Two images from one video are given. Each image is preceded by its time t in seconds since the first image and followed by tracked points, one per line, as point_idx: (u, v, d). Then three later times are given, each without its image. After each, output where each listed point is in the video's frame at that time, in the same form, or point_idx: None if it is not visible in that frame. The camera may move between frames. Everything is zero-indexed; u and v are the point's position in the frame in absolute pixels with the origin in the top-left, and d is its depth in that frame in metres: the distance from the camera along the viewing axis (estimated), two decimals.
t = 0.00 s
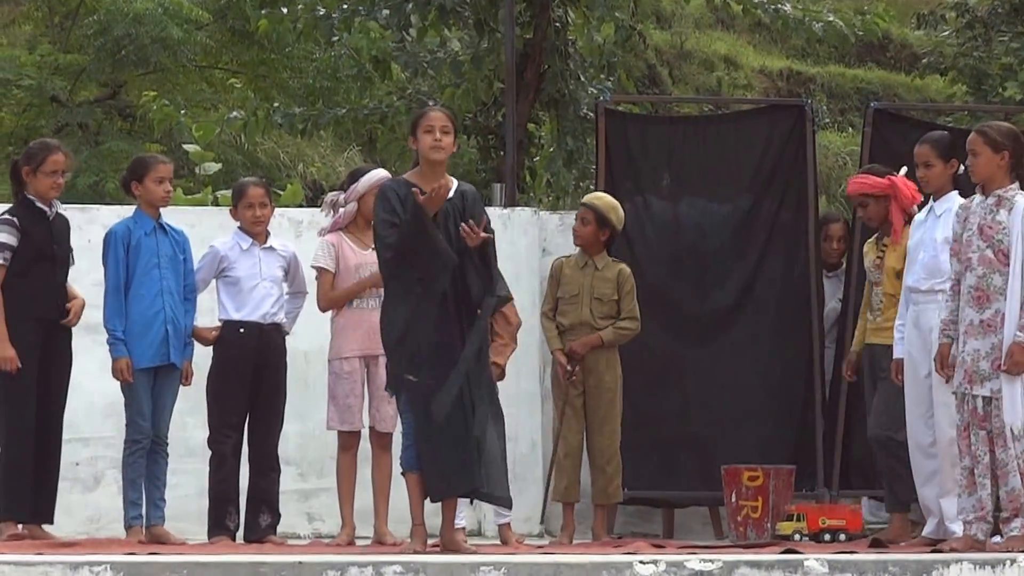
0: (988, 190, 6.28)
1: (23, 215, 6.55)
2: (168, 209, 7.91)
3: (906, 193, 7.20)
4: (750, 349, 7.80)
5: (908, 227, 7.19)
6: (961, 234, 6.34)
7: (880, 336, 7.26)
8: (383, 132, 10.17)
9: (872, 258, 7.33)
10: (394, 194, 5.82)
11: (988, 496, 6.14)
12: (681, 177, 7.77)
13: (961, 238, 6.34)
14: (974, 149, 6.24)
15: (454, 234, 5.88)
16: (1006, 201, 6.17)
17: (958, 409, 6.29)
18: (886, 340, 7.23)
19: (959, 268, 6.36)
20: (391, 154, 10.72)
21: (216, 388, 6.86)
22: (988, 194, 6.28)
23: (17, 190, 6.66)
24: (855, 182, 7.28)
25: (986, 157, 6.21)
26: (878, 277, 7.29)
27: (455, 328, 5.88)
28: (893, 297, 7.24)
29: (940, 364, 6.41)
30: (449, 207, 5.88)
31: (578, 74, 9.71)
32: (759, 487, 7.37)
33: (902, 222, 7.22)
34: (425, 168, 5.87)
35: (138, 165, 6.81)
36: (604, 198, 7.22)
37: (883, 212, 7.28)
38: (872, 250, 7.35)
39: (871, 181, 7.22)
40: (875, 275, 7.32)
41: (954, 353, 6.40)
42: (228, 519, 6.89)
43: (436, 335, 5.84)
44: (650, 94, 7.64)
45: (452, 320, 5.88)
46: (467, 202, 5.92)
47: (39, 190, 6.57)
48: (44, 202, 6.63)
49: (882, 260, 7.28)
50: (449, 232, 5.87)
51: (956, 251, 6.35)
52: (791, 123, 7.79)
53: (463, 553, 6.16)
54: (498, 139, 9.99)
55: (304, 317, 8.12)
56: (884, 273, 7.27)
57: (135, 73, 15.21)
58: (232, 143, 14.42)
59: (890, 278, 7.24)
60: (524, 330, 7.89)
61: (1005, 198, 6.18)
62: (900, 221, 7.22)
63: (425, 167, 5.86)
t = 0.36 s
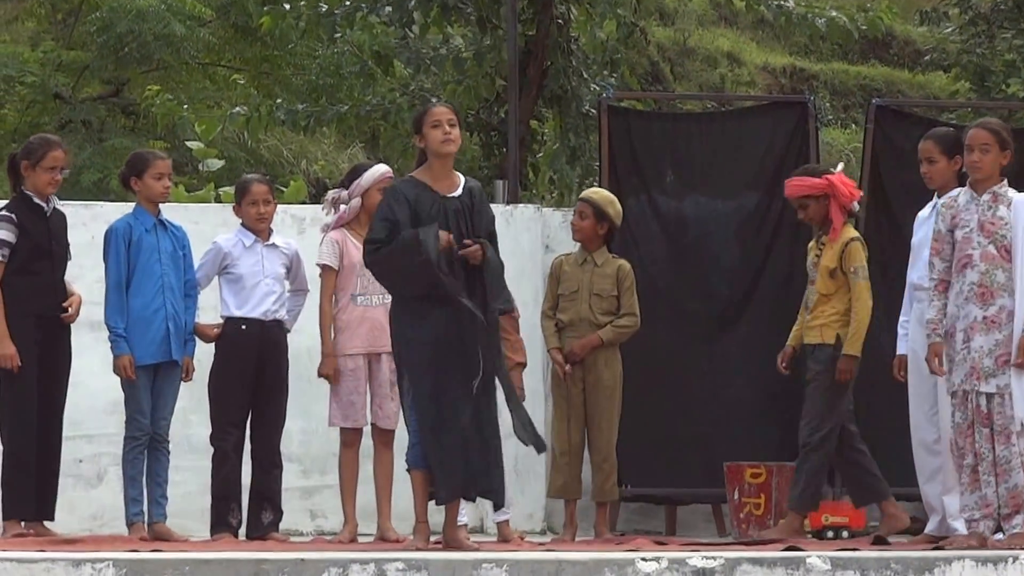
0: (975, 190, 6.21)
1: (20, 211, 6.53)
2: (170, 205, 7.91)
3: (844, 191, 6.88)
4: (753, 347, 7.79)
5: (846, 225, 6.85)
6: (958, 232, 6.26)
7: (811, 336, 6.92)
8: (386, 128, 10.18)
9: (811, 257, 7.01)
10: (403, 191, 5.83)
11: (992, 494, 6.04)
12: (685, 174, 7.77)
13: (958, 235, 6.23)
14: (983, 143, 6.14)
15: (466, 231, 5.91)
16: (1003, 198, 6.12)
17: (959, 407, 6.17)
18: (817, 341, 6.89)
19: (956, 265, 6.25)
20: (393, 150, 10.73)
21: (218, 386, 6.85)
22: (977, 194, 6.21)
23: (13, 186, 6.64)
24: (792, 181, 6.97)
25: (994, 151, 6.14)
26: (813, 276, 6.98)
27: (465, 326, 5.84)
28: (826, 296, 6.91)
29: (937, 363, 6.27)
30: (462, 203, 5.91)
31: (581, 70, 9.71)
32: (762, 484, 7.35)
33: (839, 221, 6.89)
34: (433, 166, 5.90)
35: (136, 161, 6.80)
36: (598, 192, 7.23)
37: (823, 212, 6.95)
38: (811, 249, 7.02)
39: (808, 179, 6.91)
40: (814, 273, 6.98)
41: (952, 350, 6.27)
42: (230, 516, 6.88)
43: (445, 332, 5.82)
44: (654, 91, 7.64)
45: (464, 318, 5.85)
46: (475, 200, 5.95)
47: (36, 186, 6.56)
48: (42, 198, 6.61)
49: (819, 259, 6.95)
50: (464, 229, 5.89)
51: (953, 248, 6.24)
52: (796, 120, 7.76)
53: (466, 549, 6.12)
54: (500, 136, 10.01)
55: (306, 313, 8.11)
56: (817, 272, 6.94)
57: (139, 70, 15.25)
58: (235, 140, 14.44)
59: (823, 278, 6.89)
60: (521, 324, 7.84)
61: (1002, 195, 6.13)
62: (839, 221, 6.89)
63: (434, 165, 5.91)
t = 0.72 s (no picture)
0: (966, 188, 6.19)
1: (13, 205, 6.55)
2: (170, 202, 7.91)
3: (789, 180, 6.86)
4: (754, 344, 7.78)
5: (787, 215, 6.83)
6: (954, 231, 6.19)
7: (757, 327, 6.88)
8: (387, 125, 10.20)
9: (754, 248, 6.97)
10: (406, 188, 5.85)
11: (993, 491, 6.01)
12: (685, 171, 7.76)
13: (955, 232, 6.18)
14: (983, 141, 6.13)
15: (470, 227, 5.89)
16: (996, 195, 6.16)
17: (961, 405, 6.14)
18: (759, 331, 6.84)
19: (952, 263, 6.20)
20: (394, 147, 10.73)
21: (218, 382, 6.84)
22: (969, 192, 6.18)
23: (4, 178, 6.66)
24: (735, 169, 6.90)
25: (993, 150, 6.13)
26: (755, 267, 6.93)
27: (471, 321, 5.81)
28: (769, 287, 6.86)
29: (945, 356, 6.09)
30: (465, 199, 5.91)
31: (581, 67, 9.72)
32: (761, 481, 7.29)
33: (782, 210, 6.87)
34: (438, 161, 5.92)
35: (134, 158, 6.81)
36: (594, 188, 7.24)
37: (766, 201, 6.91)
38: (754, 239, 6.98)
39: (752, 169, 6.87)
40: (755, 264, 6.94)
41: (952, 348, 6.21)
42: (230, 513, 6.87)
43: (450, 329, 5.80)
44: (654, 88, 7.62)
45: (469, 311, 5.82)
46: (478, 196, 5.95)
47: (28, 178, 6.58)
48: (34, 192, 6.63)
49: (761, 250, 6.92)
50: (468, 226, 5.88)
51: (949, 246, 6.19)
52: (796, 117, 7.76)
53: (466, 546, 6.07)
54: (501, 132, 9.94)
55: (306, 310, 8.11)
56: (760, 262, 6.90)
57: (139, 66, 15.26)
58: (236, 136, 14.47)
59: (765, 268, 6.85)
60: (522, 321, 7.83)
61: (995, 192, 6.17)
62: (781, 211, 6.87)
63: (439, 161, 5.92)
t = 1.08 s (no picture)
0: (969, 185, 6.17)
1: (12, 202, 6.54)
2: (170, 198, 7.91)
3: (737, 183, 6.89)
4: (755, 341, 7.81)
5: (731, 216, 6.86)
6: (956, 227, 6.18)
7: (698, 326, 6.82)
8: (386, 121, 10.23)
9: (688, 246, 6.95)
10: (411, 186, 5.84)
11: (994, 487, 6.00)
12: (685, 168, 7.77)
13: (956, 229, 6.17)
14: (978, 136, 6.10)
15: (474, 224, 5.89)
16: (999, 190, 6.09)
17: (963, 401, 6.11)
18: (702, 330, 6.82)
19: (955, 259, 6.19)
20: (394, 143, 10.75)
21: (219, 379, 6.84)
22: (971, 189, 6.17)
23: None
24: (690, 164, 6.82)
25: (991, 144, 6.10)
26: (693, 265, 6.89)
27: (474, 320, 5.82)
28: (711, 286, 6.84)
29: (949, 348, 6.13)
30: (468, 196, 5.91)
31: (580, 64, 9.73)
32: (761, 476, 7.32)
33: (726, 210, 6.89)
34: (442, 157, 5.93)
35: (132, 155, 6.81)
36: (593, 188, 7.20)
37: (710, 198, 6.89)
38: (687, 237, 6.96)
39: (706, 164, 6.83)
40: (690, 262, 6.90)
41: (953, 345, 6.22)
42: (230, 510, 6.87)
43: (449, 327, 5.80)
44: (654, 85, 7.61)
45: (472, 309, 5.82)
46: (480, 194, 5.96)
47: (24, 175, 6.58)
48: (29, 188, 6.62)
49: (699, 248, 6.90)
50: (471, 223, 5.88)
51: (950, 242, 6.19)
52: (795, 113, 7.77)
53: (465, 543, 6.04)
54: (500, 129, 10.04)
55: (307, 307, 8.10)
56: (700, 260, 6.86)
57: (140, 63, 15.26)
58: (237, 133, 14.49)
59: (708, 266, 6.83)
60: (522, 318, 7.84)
61: (998, 187, 6.10)
62: (724, 210, 6.90)
63: (444, 158, 5.93)
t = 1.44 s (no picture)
0: (984, 178, 6.18)
1: (16, 199, 6.54)
2: (171, 196, 7.92)
3: (699, 179, 6.98)
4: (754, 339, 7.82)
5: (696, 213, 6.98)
6: (966, 221, 6.20)
7: (668, 322, 6.89)
8: (386, 118, 10.25)
9: (650, 242, 7.01)
10: (413, 182, 5.84)
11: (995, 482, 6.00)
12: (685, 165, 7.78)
13: (966, 223, 6.20)
14: (995, 129, 6.09)
15: (475, 221, 5.89)
16: (1013, 185, 6.09)
17: (966, 395, 6.12)
18: (672, 327, 6.89)
19: (965, 253, 6.21)
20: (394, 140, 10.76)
21: (219, 376, 6.85)
22: (985, 183, 6.17)
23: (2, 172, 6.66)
24: (660, 157, 6.84)
25: (1006, 137, 6.10)
26: (659, 260, 6.95)
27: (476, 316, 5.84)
28: (680, 282, 6.92)
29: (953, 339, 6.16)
30: (468, 193, 5.91)
31: (580, 60, 9.75)
32: (761, 474, 7.26)
33: (690, 206, 6.98)
34: (441, 152, 5.93)
35: (133, 153, 6.81)
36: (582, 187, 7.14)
37: (673, 193, 6.95)
38: (649, 233, 7.02)
39: (675, 159, 6.87)
40: (656, 259, 6.96)
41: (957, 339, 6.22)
42: (231, 506, 6.87)
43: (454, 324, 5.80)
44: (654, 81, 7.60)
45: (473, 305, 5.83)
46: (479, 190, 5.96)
47: (28, 172, 6.59)
48: (32, 184, 6.63)
49: (664, 244, 6.97)
50: (473, 220, 5.88)
51: (960, 236, 6.22)
52: (793, 109, 7.78)
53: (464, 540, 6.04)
54: (500, 126, 10.05)
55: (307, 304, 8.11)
56: (667, 255, 6.93)
57: (140, 59, 15.27)
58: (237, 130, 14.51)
59: (677, 263, 6.92)
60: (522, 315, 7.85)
61: (1011, 182, 6.10)
62: (687, 206, 6.99)
63: (441, 154, 5.94)
